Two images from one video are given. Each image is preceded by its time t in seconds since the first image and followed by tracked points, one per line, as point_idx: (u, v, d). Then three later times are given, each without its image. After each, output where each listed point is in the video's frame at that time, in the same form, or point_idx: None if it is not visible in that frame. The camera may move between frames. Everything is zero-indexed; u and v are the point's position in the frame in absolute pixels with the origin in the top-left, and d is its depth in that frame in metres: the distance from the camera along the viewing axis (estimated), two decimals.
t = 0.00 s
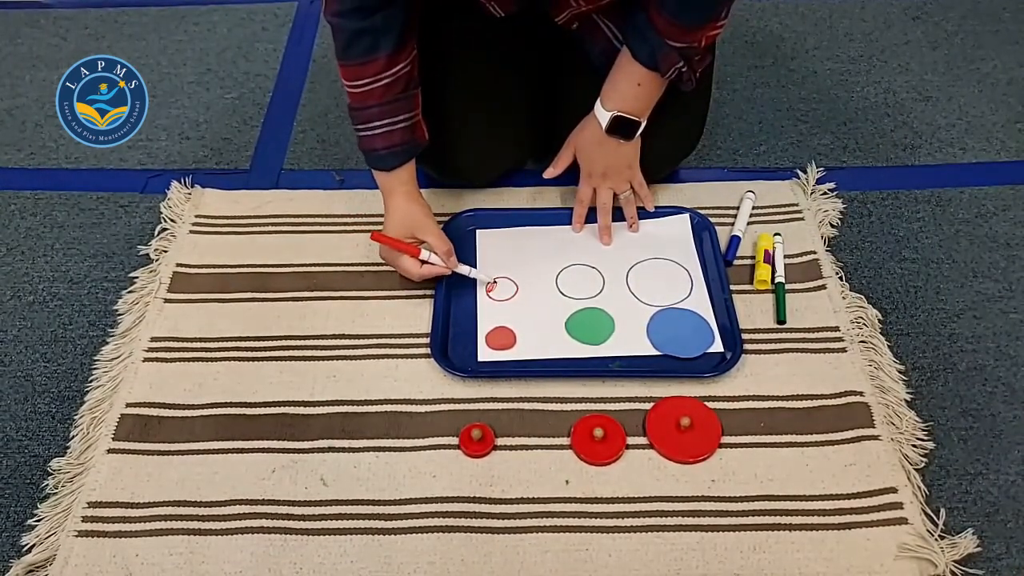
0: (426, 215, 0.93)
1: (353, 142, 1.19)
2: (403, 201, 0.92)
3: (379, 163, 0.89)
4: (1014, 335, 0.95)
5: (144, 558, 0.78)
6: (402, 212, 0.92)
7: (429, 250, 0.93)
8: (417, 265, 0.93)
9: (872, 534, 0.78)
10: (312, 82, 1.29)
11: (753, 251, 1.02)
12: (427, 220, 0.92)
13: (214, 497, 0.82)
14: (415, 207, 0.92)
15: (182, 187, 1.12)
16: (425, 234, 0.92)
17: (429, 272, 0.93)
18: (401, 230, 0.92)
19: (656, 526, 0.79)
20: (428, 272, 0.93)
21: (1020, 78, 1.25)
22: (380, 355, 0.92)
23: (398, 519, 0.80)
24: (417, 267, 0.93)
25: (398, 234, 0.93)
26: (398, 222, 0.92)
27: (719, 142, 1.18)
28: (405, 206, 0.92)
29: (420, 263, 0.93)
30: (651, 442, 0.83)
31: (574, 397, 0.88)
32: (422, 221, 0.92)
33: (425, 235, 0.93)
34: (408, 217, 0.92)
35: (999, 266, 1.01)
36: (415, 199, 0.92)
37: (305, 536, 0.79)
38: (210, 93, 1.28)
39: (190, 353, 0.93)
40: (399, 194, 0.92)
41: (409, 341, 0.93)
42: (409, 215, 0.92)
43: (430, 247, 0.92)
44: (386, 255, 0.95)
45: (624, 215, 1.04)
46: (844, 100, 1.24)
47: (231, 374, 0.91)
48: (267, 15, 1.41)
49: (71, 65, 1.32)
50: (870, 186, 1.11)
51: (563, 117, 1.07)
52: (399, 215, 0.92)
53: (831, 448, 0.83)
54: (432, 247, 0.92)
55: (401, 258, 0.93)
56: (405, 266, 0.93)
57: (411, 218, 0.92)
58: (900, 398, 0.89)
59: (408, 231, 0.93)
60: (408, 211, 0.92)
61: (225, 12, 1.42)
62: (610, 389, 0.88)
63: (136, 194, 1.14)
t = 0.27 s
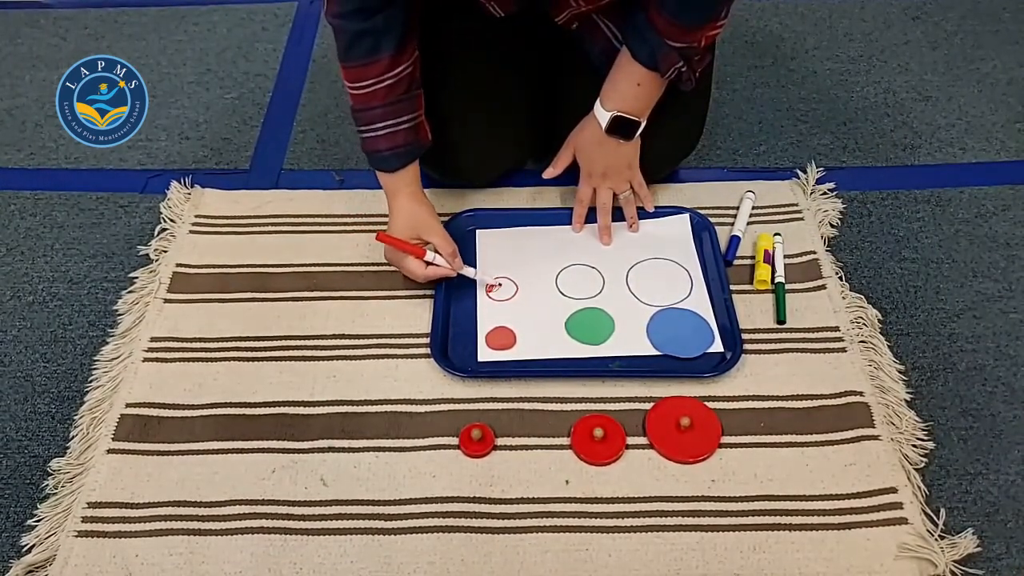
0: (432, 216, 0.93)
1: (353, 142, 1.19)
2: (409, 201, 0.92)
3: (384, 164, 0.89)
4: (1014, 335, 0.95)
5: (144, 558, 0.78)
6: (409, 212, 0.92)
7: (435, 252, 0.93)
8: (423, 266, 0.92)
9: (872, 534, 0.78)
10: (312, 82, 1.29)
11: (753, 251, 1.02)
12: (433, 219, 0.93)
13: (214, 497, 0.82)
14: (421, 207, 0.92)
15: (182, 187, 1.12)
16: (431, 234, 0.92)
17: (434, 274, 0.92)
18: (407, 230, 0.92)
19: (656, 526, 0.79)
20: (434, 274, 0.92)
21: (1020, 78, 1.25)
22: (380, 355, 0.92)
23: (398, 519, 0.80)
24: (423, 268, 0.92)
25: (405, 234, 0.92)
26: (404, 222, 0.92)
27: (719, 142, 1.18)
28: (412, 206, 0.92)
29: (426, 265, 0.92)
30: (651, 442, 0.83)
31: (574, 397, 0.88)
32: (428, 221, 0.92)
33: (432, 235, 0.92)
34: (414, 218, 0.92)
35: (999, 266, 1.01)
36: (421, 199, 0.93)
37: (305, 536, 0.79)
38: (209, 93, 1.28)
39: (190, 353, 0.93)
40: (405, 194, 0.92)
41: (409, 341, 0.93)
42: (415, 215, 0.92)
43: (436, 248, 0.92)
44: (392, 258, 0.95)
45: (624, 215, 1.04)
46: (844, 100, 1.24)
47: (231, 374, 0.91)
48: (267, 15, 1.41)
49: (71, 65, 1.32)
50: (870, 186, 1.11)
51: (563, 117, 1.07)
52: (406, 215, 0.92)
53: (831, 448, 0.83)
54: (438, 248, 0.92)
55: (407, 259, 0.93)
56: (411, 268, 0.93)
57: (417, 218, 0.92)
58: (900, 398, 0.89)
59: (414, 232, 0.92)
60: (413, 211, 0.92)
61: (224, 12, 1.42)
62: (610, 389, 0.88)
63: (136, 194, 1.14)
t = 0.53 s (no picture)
0: (426, 218, 0.93)
1: (353, 142, 1.19)
2: (404, 202, 0.92)
3: (381, 165, 0.89)
4: (1014, 335, 0.95)
5: (145, 557, 0.78)
6: (404, 214, 0.92)
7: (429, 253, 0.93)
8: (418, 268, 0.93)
9: (871, 534, 0.78)
10: (312, 82, 1.29)
11: (752, 251, 1.02)
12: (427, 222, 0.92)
13: (214, 497, 0.82)
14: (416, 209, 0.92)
15: (182, 187, 1.12)
16: (425, 236, 0.92)
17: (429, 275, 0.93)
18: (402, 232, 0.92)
19: (656, 526, 0.79)
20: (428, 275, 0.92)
21: (1019, 78, 1.25)
22: (380, 355, 0.92)
23: (398, 519, 0.80)
24: (416, 271, 0.92)
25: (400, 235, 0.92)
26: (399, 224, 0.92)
27: (719, 142, 1.18)
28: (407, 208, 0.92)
29: (419, 266, 0.92)
30: (650, 442, 0.83)
31: (573, 397, 0.88)
32: (424, 223, 0.92)
33: (427, 237, 0.92)
34: (408, 219, 0.92)
35: (999, 266, 1.01)
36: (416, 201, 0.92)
37: (305, 536, 0.79)
38: (209, 93, 1.28)
39: (189, 353, 0.93)
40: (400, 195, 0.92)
41: (409, 341, 0.93)
42: (410, 216, 0.92)
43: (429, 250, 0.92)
44: (386, 258, 0.95)
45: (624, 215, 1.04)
46: (844, 100, 1.24)
47: (231, 374, 0.91)
48: (266, 15, 1.41)
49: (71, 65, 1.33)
50: (870, 187, 1.11)
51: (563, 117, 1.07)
52: (401, 216, 0.92)
53: (831, 448, 0.83)
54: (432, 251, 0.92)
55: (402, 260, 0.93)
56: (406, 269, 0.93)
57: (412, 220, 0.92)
58: (899, 398, 0.89)
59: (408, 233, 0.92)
60: (408, 213, 0.92)
61: (224, 12, 1.42)
62: (610, 389, 0.88)
63: (136, 194, 1.14)
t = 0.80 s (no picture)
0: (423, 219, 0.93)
1: (352, 142, 1.20)
2: (400, 202, 0.92)
3: (381, 166, 0.89)
4: (1014, 335, 0.95)
5: (144, 557, 0.78)
6: (400, 213, 0.92)
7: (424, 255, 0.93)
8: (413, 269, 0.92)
9: (871, 534, 0.78)
10: (312, 82, 1.29)
11: (752, 251, 1.02)
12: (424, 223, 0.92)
13: (214, 496, 0.82)
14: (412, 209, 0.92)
15: (182, 186, 1.12)
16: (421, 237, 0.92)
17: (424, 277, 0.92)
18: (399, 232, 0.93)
19: (656, 526, 0.79)
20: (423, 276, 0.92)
21: (1019, 78, 1.25)
22: (380, 355, 0.92)
23: (398, 519, 0.80)
24: (411, 272, 0.92)
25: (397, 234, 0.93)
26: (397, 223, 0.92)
27: (719, 142, 1.18)
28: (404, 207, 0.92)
29: (414, 267, 0.92)
30: (650, 442, 0.83)
31: (573, 397, 0.88)
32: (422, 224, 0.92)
33: (424, 239, 0.92)
34: (406, 219, 0.92)
35: (999, 266, 1.01)
36: (414, 201, 0.93)
37: (305, 536, 0.79)
38: (209, 93, 1.28)
39: (189, 353, 0.93)
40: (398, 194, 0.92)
41: (409, 341, 0.93)
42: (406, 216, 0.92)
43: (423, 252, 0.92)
44: (381, 258, 0.95)
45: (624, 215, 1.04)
46: (844, 100, 1.24)
47: (231, 374, 0.91)
48: (266, 15, 1.41)
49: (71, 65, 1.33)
50: (870, 187, 1.11)
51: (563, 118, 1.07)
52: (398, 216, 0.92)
53: (831, 448, 0.83)
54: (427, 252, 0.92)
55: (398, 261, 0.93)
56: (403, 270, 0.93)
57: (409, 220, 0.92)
58: (899, 398, 0.89)
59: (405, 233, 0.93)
60: (405, 213, 0.92)
61: (224, 12, 1.42)
62: (610, 389, 0.88)
63: (135, 194, 1.14)
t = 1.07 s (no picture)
0: (423, 218, 0.93)
1: (352, 142, 1.20)
2: (400, 203, 0.92)
3: (381, 166, 0.89)
4: (1013, 336, 0.95)
5: (144, 558, 0.78)
6: (402, 214, 0.92)
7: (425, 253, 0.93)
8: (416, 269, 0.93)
9: (871, 534, 0.78)
10: (311, 82, 1.29)
11: (752, 251, 1.02)
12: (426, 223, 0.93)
13: (214, 497, 0.82)
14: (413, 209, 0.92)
15: (182, 186, 1.12)
16: (421, 236, 0.93)
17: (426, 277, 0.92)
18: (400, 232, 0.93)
19: (656, 526, 0.79)
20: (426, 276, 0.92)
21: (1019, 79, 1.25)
22: (380, 355, 0.92)
23: (398, 519, 0.80)
24: (411, 271, 0.93)
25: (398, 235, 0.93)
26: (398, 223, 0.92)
27: (719, 142, 1.18)
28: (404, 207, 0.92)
29: (415, 267, 0.92)
30: (651, 442, 0.83)
31: (573, 397, 0.88)
32: (420, 224, 0.93)
33: (424, 238, 0.93)
34: (406, 219, 0.92)
35: (998, 266, 1.01)
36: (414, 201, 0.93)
37: (305, 536, 0.79)
38: (209, 93, 1.28)
39: (189, 353, 0.93)
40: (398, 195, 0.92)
41: (409, 341, 0.93)
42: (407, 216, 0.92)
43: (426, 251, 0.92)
44: (381, 258, 0.96)
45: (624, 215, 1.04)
46: (844, 100, 1.24)
47: (231, 374, 0.91)
48: (266, 15, 1.41)
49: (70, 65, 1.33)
50: (870, 187, 1.11)
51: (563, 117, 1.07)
52: (398, 217, 0.92)
53: (831, 449, 0.83)
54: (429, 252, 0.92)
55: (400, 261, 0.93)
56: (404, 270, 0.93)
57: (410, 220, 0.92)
58: (899, 398, 0.89)
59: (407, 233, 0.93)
60: (406, 213, 0.92)
61: (224, 12, 1.42)
62: (610, 389, 0.88)
63: (135, 194, 1.14)
